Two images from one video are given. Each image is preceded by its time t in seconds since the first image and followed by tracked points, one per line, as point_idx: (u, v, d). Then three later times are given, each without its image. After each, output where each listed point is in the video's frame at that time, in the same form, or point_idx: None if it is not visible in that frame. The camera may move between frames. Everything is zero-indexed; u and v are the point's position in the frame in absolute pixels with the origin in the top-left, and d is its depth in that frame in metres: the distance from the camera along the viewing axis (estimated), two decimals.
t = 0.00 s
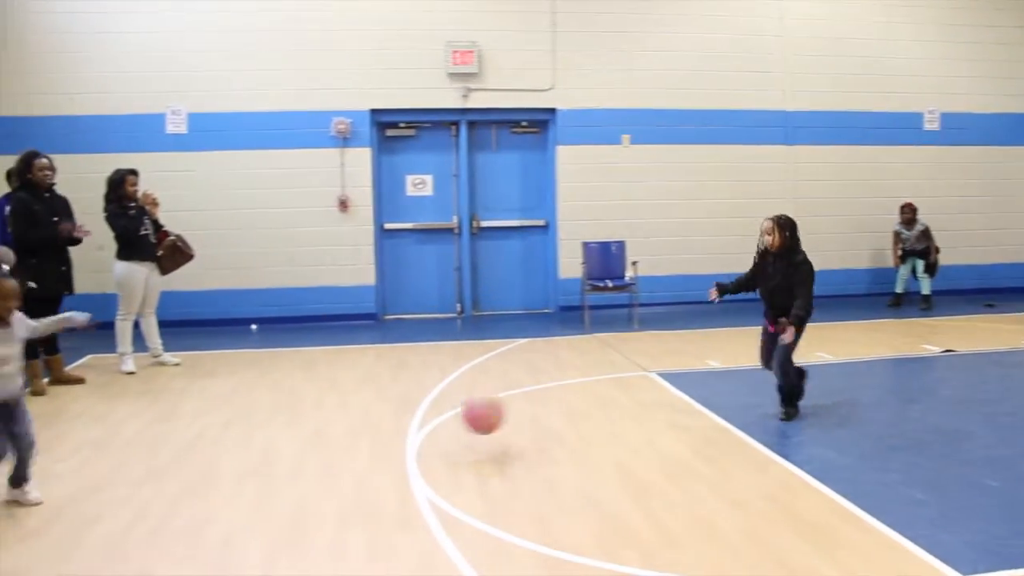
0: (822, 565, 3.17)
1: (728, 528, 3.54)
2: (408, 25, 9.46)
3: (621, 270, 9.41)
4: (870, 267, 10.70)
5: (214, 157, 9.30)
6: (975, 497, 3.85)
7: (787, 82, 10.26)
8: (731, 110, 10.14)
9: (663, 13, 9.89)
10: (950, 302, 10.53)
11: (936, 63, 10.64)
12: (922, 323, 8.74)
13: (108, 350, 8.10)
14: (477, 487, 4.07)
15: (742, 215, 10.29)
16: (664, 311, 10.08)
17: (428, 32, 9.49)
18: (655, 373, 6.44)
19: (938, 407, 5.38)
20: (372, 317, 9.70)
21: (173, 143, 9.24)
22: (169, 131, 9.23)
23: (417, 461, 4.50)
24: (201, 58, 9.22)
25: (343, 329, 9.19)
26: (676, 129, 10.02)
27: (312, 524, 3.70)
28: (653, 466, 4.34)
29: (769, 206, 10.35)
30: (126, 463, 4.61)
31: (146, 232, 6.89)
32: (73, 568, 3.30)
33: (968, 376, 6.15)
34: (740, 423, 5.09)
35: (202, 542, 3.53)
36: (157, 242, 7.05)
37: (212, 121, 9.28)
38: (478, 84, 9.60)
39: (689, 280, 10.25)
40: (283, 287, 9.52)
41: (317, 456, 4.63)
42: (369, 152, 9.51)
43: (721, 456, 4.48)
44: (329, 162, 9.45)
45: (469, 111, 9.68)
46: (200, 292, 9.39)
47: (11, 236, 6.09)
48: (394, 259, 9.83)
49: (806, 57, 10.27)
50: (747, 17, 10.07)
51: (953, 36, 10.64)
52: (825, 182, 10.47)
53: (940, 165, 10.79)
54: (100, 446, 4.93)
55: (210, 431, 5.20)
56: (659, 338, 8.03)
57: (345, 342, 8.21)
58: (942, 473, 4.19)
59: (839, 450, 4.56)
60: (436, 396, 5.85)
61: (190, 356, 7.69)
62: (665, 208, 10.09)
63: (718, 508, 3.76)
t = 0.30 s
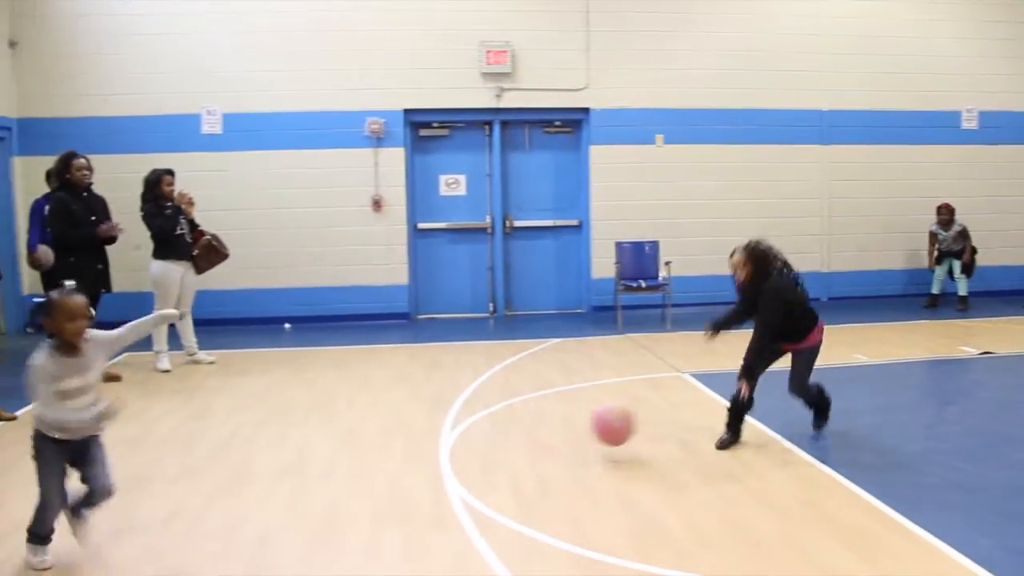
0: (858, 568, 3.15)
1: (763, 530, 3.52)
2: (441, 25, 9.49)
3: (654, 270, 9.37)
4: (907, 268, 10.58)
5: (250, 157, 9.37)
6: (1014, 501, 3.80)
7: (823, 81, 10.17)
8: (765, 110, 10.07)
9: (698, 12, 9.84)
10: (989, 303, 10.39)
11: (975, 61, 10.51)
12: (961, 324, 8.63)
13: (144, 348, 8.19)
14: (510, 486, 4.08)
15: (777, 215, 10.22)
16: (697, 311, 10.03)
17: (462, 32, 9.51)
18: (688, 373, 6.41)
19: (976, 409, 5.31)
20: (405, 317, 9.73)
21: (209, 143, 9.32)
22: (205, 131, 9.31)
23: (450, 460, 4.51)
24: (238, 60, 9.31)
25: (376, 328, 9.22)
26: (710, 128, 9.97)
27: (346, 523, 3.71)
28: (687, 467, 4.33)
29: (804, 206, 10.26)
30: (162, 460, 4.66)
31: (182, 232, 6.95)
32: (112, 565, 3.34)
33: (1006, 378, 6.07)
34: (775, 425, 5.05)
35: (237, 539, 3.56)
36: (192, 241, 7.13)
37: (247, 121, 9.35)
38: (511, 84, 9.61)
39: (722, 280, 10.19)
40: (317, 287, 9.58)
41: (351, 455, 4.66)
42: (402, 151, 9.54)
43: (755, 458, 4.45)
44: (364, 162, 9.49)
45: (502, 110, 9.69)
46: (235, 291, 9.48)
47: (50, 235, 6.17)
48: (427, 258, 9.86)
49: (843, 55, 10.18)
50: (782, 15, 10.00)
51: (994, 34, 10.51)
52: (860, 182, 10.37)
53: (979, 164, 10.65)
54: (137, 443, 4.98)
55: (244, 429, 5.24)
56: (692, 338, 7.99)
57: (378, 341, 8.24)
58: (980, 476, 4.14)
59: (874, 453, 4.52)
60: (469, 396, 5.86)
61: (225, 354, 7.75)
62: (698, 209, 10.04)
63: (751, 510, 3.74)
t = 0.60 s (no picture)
0: (877, 570, 3.14)
1: (782, 531, 3.51)
2: (460, 25, 9.50)
3: (673, 271, 9.34)
4: (928, 269, 10.50)
5: (269, 156, 9.41)
6: None
7: (845, 81, 10.12)
8: (786, 109, 10.03)
9: (718, 10, 9.81)
10: (1012, 304, 10.30)
11: (999, 60, 10.42)
12: (983, 326, 8.56)
13: (164, 346, 8.24)
14: (528, 486, 4.09)
15: (796, 215, 10.17)
16: (716, 311, 10.00)
17: (482, 31, 9.52)
18: (706, 374, 6.40)
19: (999, 412, 5.27)
20: (424, 316, 9.74)
21: (229, 142, 9.37)
22: (225, 130, 9.36)
23: (468, 460, 4.51)
24: (259, 60, 9.35)
25: (394, 327, 9.24)
26: (730, 128, 9.94)
27: (363, 522, 3.71)
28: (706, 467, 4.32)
29: (824, 206, 10.21)
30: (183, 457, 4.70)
31: (202, 231, 6.95)
32: (131, 563, 3.36)
33: None
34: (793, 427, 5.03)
35: (256, 538, 3.57)
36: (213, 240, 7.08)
37: (267, 120, 9.39)
38: (530, 83, 9.60)
39: (742, 280, 10.15)
40: (335, 286, 9.61)
41: (369, 454, 4.67)
42: (421, 151, 9.55)
43: (774, 459, 4.44)
44: (383, 162, 9.51)
45: (521, 110, 9.69)
46: (254, 290, 9.53)
47: (74, 233, 6.20)
48: (446, 258, 9.87)
49: (865, 54, 10.12)
50: (804, 14, 9.96)
51: (1018, 32, 10.41)
52: (881, 182, 10.31)
53: (1003, 164, 10.56)
54: (156, 441, 5.01)
55: (263, 427, 5.27)
56: (711, 339, 7.96)
57: (396, 340, 8.26)
58: (1001, 479, 4.11)
59: (894, 455, 4.49)
60: (487, 395, 5.87)
61: (245, 353, 7.79)
62: (718, 208, 10.01)
63: (771, 511, 3.74)
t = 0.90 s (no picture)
0: (887, 571, 3.13)
1: (791, 531, 3.51)
2: (470, 24, 9.50)
3: (682, 270, 9.32)
4: (938, 269, 10.47)
5: (278, 155, 9.43)
6: None
7: (855, 80, 10.09)
8: (795, 109, 10.01)
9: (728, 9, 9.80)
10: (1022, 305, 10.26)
11: (1010, 59, 10.38)
12: (993, 327, 8.53)
13: (173, 344, 8.26)
14: (537, 485, 4.09)
15: (806, 215, 10.15)
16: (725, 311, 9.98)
17: (492, 30, 9.53)
18: (715, 374, 6.39)
19: (1009, 413, 5.25)
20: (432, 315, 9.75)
21: (238, 140, 9.39)
22: (234, 129, 9.38)
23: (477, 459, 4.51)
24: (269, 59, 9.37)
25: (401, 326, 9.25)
26: (739, 127, 9.93)
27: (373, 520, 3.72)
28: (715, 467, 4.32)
29: (833, 206, 10.19)
30: (193, 454, 4.71)
31: (212, 229, 6.97)
32: (140, 559, 3.37)
33: None
34: (802, 427, 5.02)
35: (266, 535, 3.58)
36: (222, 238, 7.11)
37: (276, 119, 9.40)
38: (539, 82, 9.60)
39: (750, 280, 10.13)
40: (344, 284, 9.62)
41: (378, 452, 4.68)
42: (430, 150, 9.56)
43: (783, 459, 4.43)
44: (392, 160, 9.52)
45: (530, 109, 9.69)
46: (263, 288, 9.55)
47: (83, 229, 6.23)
48: (454, 257, 9.88)
49: (876, 53, 10.09)
50: (814, 13, 9.93)
51: None
52: (891, 182, 10.28)
53: (1014, 163, 10.52)
54: (165, 439, 5.02)
55: (273, 425, 5.28)
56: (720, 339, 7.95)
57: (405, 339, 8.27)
58: (1011, 480, 4.09)
59: (904, 456, 4.47)
60: (496, 394, 5.87)
61: (254, 351, 7.81)
62: (727, 208, 9.99)
63: (780, 511, 3.73)
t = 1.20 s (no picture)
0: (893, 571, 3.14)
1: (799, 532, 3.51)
2: (476, 22, 9.50)
3: (687, 269, 9.31)
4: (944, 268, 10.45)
5: (284, 152, 9.44)
6: None
7: (861, 79, 10.07)
8: (800, 107, 9.99)
9: (734, 7, 9.79)
10: None
11: (1017, 58, 10.36)
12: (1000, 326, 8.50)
13: (179, 342, 8.27)
14: (544, 483, 4.10)
15: (812, 214, 10.14)
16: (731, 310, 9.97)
17: (498, 28, 9.53)
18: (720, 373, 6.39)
19: (1017, 412, 5.24)
20: (437, 313, 9.76)
21: (243, 139, 9.40)
22: (239, 127, 9.39)
23: (482, 457, 4.52)
24: (274, 57, 9.38)
25: (407, 324, 9.25)
26: (745, 126, 9.91)
27: (379, 518, 3.72)
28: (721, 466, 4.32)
29: (839, 205, 10.17)
30: (198, 452, 4.72)
31: (218, 227, 6.97)
32: (147, 555, 3.38)
33: None
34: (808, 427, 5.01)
35: (273, 532, 3.60)
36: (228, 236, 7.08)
37: (282, 117, 9.41)
38: (545, 80, 9.59)
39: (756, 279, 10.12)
40: (349, 283, 9.63)
41: (385, 450, 4.69)
42: (436, 148, 9.56)
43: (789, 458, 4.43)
44: (397, 158, 9.52)
45: (536, 107, 9.69)
46: (268, 286, 9.56)
47: (89, 228, 6.25)
48: (460, 255, 9.88)
49: (882, 52, 10.07)
50: (820, 12, 9.92)
51: None
52: (897, 180, 10.26)
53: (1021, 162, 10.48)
54: (171, 437, 5.03)
55: (278, 423, 5.28)
56: (725, 338, 7.94)
57: (410, 337, 8.27)
58: (1018, 480, 4.09)
59: (912, 455, 4.47)
60: (501, 392, 5.87)
61: (259, 349, 7.81)
62: (732, 207, 9.98)
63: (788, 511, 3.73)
